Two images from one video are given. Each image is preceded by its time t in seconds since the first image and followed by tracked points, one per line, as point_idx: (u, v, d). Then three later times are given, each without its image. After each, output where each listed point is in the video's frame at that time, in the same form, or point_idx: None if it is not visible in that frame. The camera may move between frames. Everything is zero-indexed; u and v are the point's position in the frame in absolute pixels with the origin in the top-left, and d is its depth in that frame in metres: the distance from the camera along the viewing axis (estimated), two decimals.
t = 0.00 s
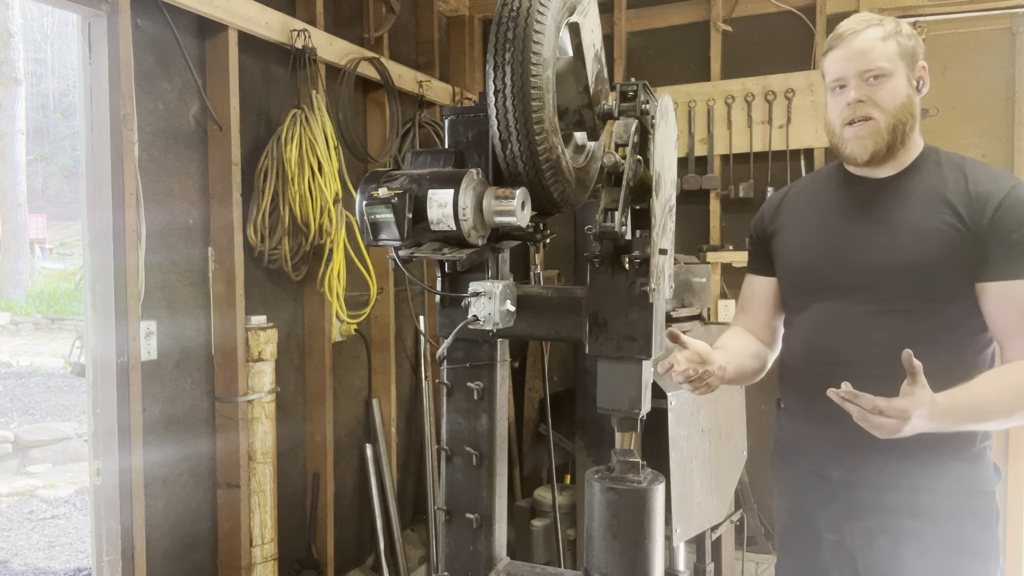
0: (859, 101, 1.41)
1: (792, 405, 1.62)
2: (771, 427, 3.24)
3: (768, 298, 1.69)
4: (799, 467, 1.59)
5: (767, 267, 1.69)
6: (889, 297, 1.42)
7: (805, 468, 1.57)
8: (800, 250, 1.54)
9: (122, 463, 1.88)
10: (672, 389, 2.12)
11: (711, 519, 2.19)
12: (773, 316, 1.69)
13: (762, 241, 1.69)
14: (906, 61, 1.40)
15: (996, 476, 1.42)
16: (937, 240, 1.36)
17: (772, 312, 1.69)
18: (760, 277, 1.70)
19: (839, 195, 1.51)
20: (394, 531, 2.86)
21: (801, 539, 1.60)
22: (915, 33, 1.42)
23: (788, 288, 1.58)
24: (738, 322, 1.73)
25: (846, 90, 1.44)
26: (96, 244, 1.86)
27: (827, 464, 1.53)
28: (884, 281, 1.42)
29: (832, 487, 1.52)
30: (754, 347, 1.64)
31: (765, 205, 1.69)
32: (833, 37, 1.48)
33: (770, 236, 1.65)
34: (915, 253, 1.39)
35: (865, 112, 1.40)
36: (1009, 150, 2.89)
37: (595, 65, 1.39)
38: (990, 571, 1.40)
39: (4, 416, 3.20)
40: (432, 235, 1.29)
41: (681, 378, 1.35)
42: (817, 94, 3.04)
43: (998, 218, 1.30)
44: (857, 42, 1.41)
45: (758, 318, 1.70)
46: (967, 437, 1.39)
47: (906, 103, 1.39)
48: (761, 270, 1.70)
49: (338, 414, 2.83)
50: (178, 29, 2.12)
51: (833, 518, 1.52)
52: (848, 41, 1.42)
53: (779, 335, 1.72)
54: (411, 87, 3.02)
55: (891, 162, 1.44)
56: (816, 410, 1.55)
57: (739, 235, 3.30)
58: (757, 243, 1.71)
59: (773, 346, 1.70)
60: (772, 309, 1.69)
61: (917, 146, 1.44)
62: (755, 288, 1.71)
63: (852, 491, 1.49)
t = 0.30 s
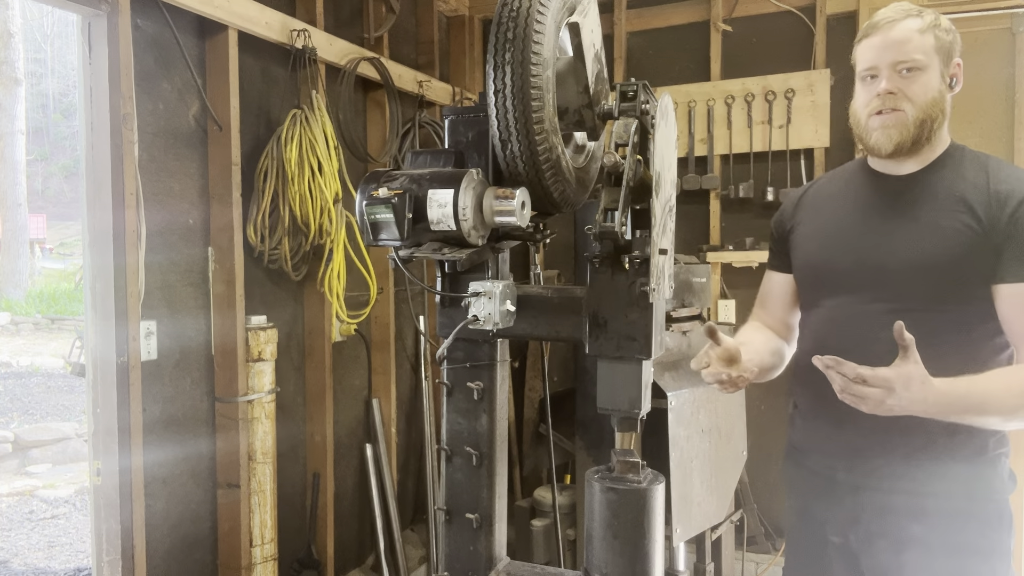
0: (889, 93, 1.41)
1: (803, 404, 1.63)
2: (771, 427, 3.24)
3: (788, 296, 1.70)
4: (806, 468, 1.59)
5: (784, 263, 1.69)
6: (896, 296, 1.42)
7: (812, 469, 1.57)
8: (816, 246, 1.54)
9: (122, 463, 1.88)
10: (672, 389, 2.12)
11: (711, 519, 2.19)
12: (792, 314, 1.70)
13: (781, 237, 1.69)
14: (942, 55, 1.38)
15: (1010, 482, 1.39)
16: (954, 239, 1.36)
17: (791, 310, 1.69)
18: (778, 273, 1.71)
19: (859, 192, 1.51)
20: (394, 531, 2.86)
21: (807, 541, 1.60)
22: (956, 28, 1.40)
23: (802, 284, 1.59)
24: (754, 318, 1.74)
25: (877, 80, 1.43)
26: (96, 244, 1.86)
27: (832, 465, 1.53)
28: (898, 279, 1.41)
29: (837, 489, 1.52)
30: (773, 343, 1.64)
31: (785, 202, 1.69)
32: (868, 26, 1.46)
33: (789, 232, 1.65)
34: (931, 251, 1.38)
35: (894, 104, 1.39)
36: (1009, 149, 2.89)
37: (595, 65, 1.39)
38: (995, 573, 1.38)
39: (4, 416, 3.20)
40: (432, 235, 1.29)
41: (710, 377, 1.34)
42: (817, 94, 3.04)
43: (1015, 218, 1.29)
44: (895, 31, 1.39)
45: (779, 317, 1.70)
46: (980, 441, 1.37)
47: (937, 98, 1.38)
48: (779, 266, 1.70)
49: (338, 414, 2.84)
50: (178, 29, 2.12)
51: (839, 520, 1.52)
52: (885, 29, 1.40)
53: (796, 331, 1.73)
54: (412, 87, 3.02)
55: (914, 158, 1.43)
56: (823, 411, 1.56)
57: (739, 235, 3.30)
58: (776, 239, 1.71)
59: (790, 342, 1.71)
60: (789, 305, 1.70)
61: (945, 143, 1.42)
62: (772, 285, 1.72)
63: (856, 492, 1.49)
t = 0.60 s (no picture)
0: (906, 84, 1.40)
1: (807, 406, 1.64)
2: (772, 427, 3.24)
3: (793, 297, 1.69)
4: (809, 469, 1.59)
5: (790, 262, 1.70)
6: (897, 296, 1.42)
7: (816, 470, 1.57)
8: (820, 245, 1.55)
9: (122, 463, 1.88)
10: (672, 388, 2.12)
11: (711, 519, 2.19)
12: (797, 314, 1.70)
13: (789, 238, 1.70)
14: (962, 54, 1.38)
15: (1016, 483, 1.39)
16: (954, 238, 1.36)
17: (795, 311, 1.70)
18: (784, 272, 1.71)
19: (865, 192, 1.52)
20: (394, 531, 2.86)
21: (810, 542, 1.60)
22: (979, 29, 1.40)
23: (807, 283, 1.60)
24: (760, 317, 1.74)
25: (896, 71, 1.43)
26: (96, 244, 1.86)
27: (835, 466, 1.53)
28: (898, 277, 1.42)
29: (840, 489, 1.52)
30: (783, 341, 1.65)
31: (795, 202, 1.70)
32: (892, 19, 1.46)
33: (796, 232, 1.66)
34: (931, 249, 1.38)
35: (909, 96, 1.39)
36: (1009, 149, 2.89)
37: (595, 65, 1.39)
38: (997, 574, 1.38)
39: (4, 416, 3.20)
40: (432, 235, 1.29)
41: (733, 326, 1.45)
42: (817, 94, 3.04)
43: (1015, 217, 1.29)
44: (918, 25, 1.39)
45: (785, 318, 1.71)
46: (981, 442, 1.37)
47: (952, 96, 1.38)
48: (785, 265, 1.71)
49: (338, 414, 2.84)
50: (178, 29, 2.12)
51: (841, 521, 1.52)
52: (910, 22, 1.40)
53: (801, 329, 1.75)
54: (412, 86, 3.02)
55: (922, 156, 1.43)
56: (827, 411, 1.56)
57: (739, 235, 3.30)
58: (784, 239, 1.72)
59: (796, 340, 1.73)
60: (797, 306, 1.70)
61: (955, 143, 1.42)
62: (778, 284, 1.72)
63: (859, 493, 1.49)
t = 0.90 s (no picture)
0: (885, 92, 1.40)
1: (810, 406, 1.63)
2: (772, 427, 3.24)
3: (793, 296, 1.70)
4: (810, 470, 1.59)
5: (789, 263, 1.71)
6: (896, 297, 1.42)
7: (817, 471, 1.57)
8: (820, 246, 1.55)
9: (122, 463, 1.88)
10: (672, 388, 2.12)
11: (711, 518, 2.19)
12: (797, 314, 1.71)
13: (787, 238, 1.70)
14: (941, 53, 1.37)
15: (1018, 484, 1.39)
16: (955, 237, 1.36)
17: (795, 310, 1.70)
18: (782, 273, 1.72)
19: (863, 192, 1.51)
20: (394, 531, 2.86)
21: (811, 542, 1.60)
22: (957, 25, 1.39)
23: (805, 283, 1.59)
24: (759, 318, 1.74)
25: (876, 79, 1.42)
26: (95, 244, 1.86)
27: (835, 466, 1.53)
28: (899, 278, 1.41)
29: (841, 489, 1.52)
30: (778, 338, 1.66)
31: (792, 203, 1.70)
32: (869, 26, 1.46)
33: (794, 233, 1.66)
34: (931, 249, 1.38)
35: (891, 104, 1.39)
36: (1009, 149, 2.89)
37: (595, 65, 1.39)
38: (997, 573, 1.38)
39: (4, 416, 3.20)
40: (432, 236, 1.29)
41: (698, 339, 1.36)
42: (817, 94, 3.04)
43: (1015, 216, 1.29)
44: (893, 32, 1.39)
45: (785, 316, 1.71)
46: (982, 442, 1.37)
47: (935, 97, 1.37)
48: (783, 265, 1.72)
49: (338, 414, 2.84)
50: (178, 29, 2.12)
51: (843, 521, 1.52)
52: (883, 30, 1.41)
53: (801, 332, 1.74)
54: (412, 86, 3.02)
55: (919, 157, 1.43)
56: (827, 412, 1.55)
57: (739, 235, 3.30)
58: (782, 240, 1.72)
59: (795, 342, 1.72)
60: (795, 306, 1.71)
61: (947, 142, 1.42)
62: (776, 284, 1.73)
63: (860, 493, 1.49)
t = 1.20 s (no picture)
0: (867, 101, 1.40)
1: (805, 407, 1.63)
2: (772, 427, 3.24)
3: (787, 302, 1.69)
4: (810, 470, 1.59)
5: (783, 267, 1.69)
6: (895, 297, 1.42)
7: (817, 471, 1.57)
8: (812, 248, 1.54)
9: (122, 463, 1.88)
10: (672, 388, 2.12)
11: (711, 518, 2.19)
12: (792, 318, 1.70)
13: (777, 239, 1.69)
14: (918, 55, 1.37)
15: (1010, 480, 1.40)
16: (949, 240, 1.35)
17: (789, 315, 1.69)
18: (775, 277, 1.71)
19: (853, 195, 1.51)
20: (394, 531, 2.86)
21: (811, 542, 1.60)
22: (928, 24, 1.38)
23: (800, 286, 1.58)
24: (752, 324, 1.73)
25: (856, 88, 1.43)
26: (96, 244, 1.86)
27: (834, 467, 1.53)
28: (895, 281, 1.41)
29: (841, 490, 1.52)
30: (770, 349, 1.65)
31: (780, 204, 1.69)
32: (842, 33, 1.45)
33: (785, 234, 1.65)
34: (926, 252, 1.38)
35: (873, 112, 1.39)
36: (1010, 149, 2.89)
37: (596, 65, 1.39)
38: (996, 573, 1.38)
39: (4, 416, 3.21)
40: (432, 236, 1.29)
41: (676, 398, 1.31)
42: (817, 94, 3.04)
43: (1009, 218, 1.29)
44: (867, 38, 1.38)
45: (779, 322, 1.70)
46: (981, 442, 1.37)
47: (916, 100, 1.37)
48: (776, 270, 1.70)
49: (338, 414, 2.84)
50: (178, 29, 2.12)
51: (843, 522, 1.52)
52: (857, 38, 1.40)
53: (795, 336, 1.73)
54: (411, 86, 3.02)
55: (906, 161, 1.42)
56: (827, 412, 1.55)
57: (739, 235, 3.30)
58: (771, 242, 1.71)
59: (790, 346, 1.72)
60: (788, 310, 1.70)
61: (934, 144, 1.42)
62: (771, 290, 1.72)
63: (860, 494, 1.49)
